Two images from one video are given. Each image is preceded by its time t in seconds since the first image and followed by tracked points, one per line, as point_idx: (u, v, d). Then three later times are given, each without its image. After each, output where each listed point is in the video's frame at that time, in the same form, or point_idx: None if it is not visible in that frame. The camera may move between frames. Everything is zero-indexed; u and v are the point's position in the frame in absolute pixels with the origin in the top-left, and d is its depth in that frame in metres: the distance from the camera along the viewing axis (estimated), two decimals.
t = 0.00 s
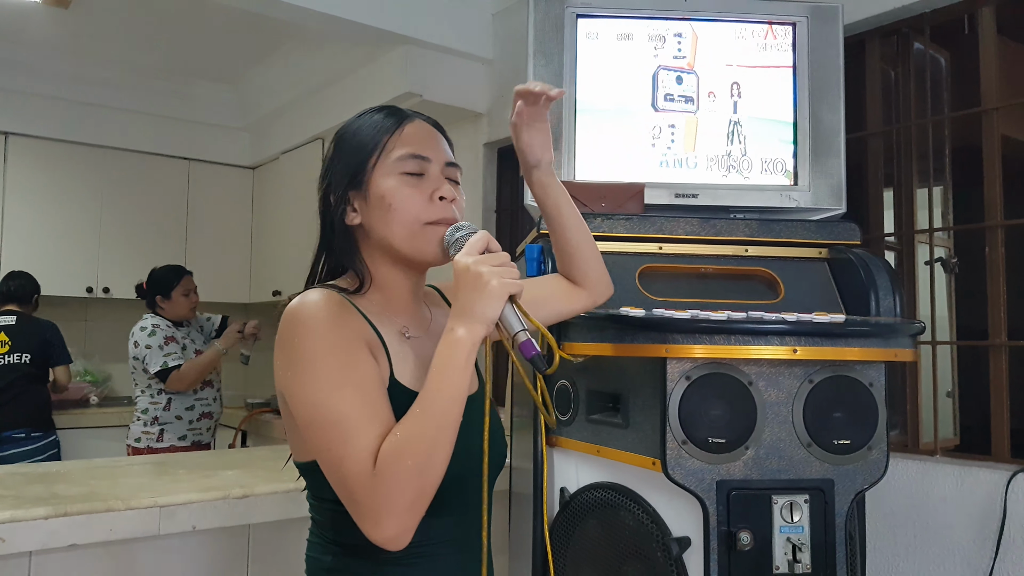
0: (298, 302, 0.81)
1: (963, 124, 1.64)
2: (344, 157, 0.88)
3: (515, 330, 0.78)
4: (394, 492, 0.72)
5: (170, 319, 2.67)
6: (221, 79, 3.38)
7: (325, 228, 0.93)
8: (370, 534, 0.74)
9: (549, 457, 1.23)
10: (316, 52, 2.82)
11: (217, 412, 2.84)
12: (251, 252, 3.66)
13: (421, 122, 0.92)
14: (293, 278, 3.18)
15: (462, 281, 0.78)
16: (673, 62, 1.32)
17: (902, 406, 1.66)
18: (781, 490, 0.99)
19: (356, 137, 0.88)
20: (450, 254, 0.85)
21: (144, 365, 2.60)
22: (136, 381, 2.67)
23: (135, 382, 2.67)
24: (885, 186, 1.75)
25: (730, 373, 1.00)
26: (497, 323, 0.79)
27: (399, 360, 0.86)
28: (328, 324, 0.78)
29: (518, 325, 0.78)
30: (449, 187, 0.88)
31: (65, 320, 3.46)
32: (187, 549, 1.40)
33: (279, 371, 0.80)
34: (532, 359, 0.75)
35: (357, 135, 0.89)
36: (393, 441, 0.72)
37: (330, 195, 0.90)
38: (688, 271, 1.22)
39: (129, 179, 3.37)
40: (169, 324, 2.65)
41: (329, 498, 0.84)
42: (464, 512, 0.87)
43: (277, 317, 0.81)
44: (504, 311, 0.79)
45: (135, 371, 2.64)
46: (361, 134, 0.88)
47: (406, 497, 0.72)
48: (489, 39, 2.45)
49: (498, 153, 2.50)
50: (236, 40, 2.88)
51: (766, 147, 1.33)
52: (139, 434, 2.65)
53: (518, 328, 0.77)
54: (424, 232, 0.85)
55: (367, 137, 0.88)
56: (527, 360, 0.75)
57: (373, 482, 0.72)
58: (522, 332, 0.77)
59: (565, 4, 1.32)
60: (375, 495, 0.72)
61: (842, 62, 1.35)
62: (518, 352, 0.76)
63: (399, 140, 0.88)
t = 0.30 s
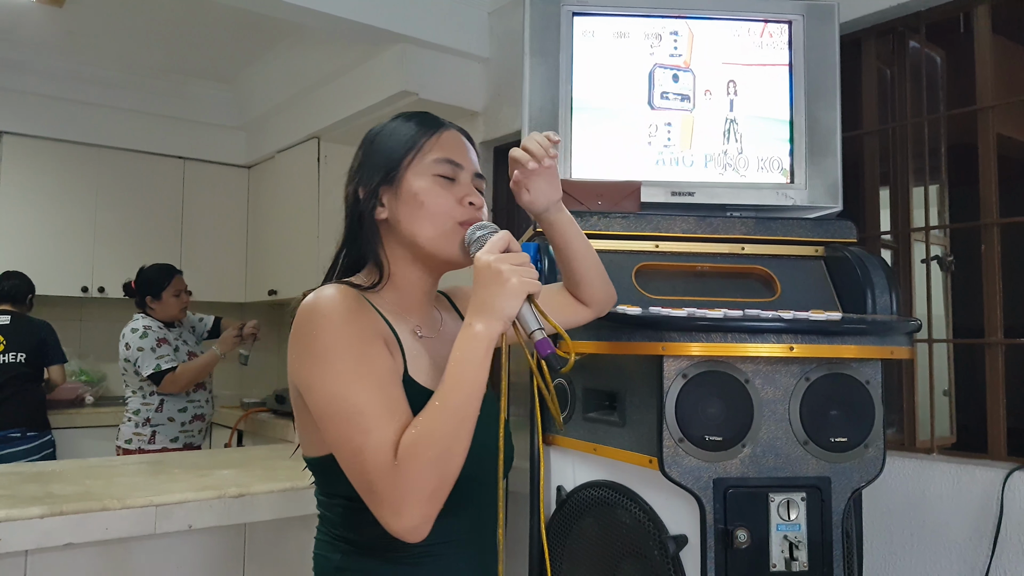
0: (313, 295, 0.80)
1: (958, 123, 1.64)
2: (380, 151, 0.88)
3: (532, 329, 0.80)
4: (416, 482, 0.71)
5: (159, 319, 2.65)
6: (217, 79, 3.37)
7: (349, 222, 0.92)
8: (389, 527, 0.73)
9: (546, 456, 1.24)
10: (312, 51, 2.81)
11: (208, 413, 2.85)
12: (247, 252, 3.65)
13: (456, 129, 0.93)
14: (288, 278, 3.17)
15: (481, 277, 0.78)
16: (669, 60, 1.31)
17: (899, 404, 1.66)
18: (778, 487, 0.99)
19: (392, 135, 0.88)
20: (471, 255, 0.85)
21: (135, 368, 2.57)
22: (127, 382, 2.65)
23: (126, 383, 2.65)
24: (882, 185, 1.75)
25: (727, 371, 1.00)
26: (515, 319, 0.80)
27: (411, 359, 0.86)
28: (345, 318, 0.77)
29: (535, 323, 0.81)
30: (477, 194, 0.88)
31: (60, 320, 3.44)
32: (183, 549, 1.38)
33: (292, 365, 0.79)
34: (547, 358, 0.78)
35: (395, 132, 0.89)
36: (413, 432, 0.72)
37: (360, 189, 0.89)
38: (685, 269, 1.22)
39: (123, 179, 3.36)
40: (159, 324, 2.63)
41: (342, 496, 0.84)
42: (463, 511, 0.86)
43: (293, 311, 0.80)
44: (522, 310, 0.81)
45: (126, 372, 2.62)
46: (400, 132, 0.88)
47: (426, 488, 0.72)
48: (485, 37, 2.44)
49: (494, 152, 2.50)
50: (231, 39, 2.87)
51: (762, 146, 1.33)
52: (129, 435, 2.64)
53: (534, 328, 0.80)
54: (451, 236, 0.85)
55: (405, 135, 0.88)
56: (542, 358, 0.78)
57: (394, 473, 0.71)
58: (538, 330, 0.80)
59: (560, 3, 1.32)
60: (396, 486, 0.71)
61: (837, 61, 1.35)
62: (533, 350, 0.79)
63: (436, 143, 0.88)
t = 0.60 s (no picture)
0: (337, 298, 0.80)
1: (958, 121, 1.64)
2: (419, 145, 0.88)
3: (559, 340, 0.86)
4: (453, 486, 0.73)
5: (157, 319, 2.64)
6: (217, 78, 3.37)
7: (375, 210, 0.91)
8: (422, 531, 0.74)
9: (546, 453, 1.24)
10: (311, 50, 2.81)
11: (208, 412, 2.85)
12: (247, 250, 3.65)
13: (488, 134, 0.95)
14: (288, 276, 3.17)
15: (514, 286, 0.82)
16: (668, 60, 1.31)
17: (899, 402, 1.66)
18: (778, 485, 0.99)
19: (436, 132, 0.89)
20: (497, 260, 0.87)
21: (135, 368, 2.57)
22: (126, 382, 2.64)
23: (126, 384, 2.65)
24: (882, 183, 1.75)
25: (727, 369, 1.00)
26: (541, 329, 0.83)
27: (433, 357, 0.86)
28: (376, 324, 0.78)
29: (560, 335, 0.86)
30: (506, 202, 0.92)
31: (60, 319, 3.44)
32: (184, 547, 1.38)
33: (316, 369, 0.78)
34: (575, 369, 0.84)
35: (436, 130, 0.90)
36: (450, 438, 0.74)
37: (396, 180, 0.88)
38: (684, 267, 1.22)
39: (122, 178, 3.35)
40: (157, 324, 2.62)
41: (361, 497, 0.83)
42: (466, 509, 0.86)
43: (316, 315, 0.79)
44: (550, 322, 0.86)
45: (125, 373, 2.62)
46: (440, 131, 0.90)
47: (461, 492, 0.74)
48: (485, 36, 2.44)
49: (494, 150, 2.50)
50: (231, 38, 2.87)
51: (762, 144, 1.33)
52: (131, 435, 2.63)
53: (561, 338, 0.85)
54: (483, 239, 0.87)
55: (447, 134, 0.89)
56: (571, 369, 0.84)
57: (432, 478, 0.73)
58: (564, 341, 0.86)
59: None
60: (433, 490, 0.72)
61: (837, 59, 1.35)
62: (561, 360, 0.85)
63: (475, 148, 0.91)
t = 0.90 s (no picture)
0: (355, 300, 0.79)
1: (957, 122, 1.64)
2: (434, 144, 0.88)
3: (577, 342, 0.87)
4: (479, 489, 0.74)
5: (156, 317, 2.64)
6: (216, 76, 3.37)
7: (386, 207, 0.90)
8: (448, 536, 0.74)
9: (545, 453, 1.24)
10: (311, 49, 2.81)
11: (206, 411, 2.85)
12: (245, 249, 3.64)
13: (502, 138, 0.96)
14: (287, 275, 3.16)
15: (534, 288, 0.83)
16: (668, 60, 1.32)
17: (896, 402, 1.67)
18: (777, 484, 1.00)
19: (454, 130, 0.90)
20: (511, 261, 0.88)
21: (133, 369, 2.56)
22: (124, 382, 2.63)
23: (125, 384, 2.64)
24: (880, 184, 1.76)
25: (727, 368, 1.00)
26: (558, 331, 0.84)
27: (446, 360, 0.87)
28: (397, 328, 0.78)
29: (579, 336, 0.87)
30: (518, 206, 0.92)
31: (57, 317, 3.43)
32: (182, 545, 1.38)
33: (337, 373, 0.78)
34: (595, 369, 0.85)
35: (452, 130, 0.90)
36: (475, 441, 0.75)
37: (410, 176, 0.88)
38: (684, 266, 1.22)
39: (120, 176, 3.35)
40: (155, 323, 2.62)
41: (379, 498, 0.83)
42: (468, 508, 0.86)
43: (332, 319, 0.79)
44: (568, 323, 0.87)
45: (123, 373, 2.60)
46: (456, 131, 0.90)
47: (486, 495, 0.74)
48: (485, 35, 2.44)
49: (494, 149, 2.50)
50: (230, 36, 2.87)
51: (762, 144, 1.33)
52: (130, 435, 2.63)
53: (580, 340, 0.86)
54: (495, 243, 0.88)
55: (463, 135, 0.90)
56: (591, 371, 0.84)
57: (459, 483, 0.73)
58: (583, 343, 0.86)
59: None
60: (460, 493, 0.73)
61: (837, 60, 1.36)
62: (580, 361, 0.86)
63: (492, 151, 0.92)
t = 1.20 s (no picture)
0: (358, 305, 0.79)
1: (958, 122, 1.64)
2: (444, 144, 0.88)
3: (585, 353, 0.89)
4: (478, 501, 0.73)
5: (156, 315, 2.65)
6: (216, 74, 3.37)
7: (393, 206, 0.91)
8: (447, 547, 0.73)
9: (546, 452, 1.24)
10: (310, 48, 2.81)
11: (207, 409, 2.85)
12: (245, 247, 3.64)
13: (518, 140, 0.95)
14: (287, 273, 3.16)
15: (544, 299, 0.84)
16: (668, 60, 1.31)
17: (897, 403, 1.67)
18: (777, 485, 0.99)
19: (464, 132, 0.90)
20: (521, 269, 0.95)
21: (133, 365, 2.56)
22: (125, 379, 2.63)
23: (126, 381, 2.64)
24: (881, 184, 1.75)
25: (727, 368, 1.00)
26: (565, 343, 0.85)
27: (450, 364, 0.86)
28: (402, 333, 0.77)
29: (587, 349, 0.90)
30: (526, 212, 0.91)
31: (57, 315, 3.43)
32: (182, 542, 1.38)
33: (340, 379, 0.77)
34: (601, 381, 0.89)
35: (462, 132, 0.90)
36: (476, 450, 0.74)
37: (417, 175, 0.88)
38: (684, 266, 1.22)
39: (121, 174, 3.35)
40: (155, 320, 2.62)
41: (383, 502, 0.82)
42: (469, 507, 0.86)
43: (336, 322, 0.79)
44: (577, 336, 0.89)
45: (124, 370, 2.60)
46: (467, 133, 0.89)
47: (485, 509, 0.74)
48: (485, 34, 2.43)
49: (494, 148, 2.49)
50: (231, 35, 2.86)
51: (763, 144, 1.33)
52: (131, 432, 2.62)
53: (588, 352, 0.89)
54: (498, 247, 0.87)
55: (474, 138, 0.90)
56: (597, 383, 0.89)
57: (458, 494, 0.73)
58: (591, 355, 0.89)
59: None
60: (460, 504, 0.72)
61: (838, 60, 1.35)
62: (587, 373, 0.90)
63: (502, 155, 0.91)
